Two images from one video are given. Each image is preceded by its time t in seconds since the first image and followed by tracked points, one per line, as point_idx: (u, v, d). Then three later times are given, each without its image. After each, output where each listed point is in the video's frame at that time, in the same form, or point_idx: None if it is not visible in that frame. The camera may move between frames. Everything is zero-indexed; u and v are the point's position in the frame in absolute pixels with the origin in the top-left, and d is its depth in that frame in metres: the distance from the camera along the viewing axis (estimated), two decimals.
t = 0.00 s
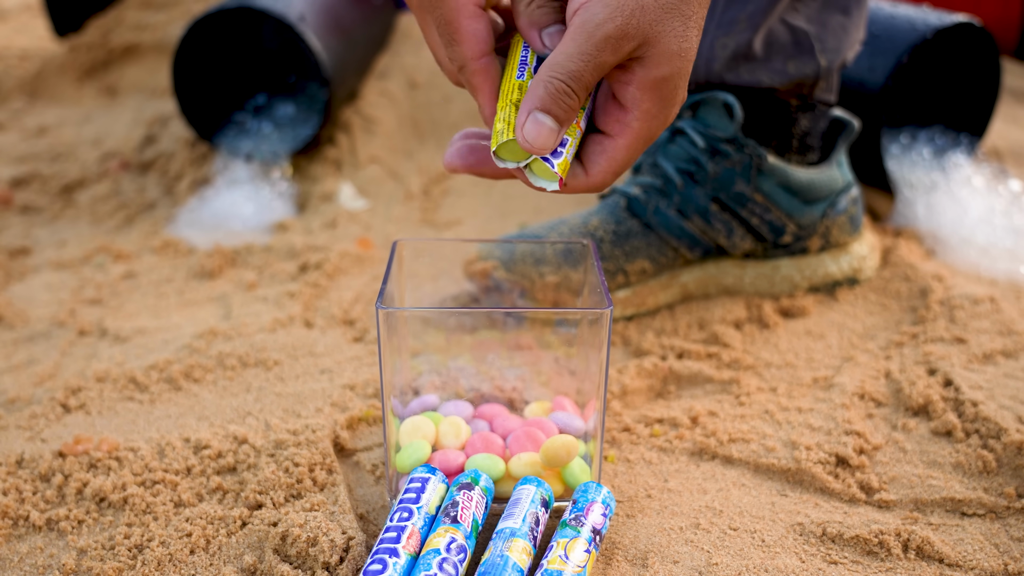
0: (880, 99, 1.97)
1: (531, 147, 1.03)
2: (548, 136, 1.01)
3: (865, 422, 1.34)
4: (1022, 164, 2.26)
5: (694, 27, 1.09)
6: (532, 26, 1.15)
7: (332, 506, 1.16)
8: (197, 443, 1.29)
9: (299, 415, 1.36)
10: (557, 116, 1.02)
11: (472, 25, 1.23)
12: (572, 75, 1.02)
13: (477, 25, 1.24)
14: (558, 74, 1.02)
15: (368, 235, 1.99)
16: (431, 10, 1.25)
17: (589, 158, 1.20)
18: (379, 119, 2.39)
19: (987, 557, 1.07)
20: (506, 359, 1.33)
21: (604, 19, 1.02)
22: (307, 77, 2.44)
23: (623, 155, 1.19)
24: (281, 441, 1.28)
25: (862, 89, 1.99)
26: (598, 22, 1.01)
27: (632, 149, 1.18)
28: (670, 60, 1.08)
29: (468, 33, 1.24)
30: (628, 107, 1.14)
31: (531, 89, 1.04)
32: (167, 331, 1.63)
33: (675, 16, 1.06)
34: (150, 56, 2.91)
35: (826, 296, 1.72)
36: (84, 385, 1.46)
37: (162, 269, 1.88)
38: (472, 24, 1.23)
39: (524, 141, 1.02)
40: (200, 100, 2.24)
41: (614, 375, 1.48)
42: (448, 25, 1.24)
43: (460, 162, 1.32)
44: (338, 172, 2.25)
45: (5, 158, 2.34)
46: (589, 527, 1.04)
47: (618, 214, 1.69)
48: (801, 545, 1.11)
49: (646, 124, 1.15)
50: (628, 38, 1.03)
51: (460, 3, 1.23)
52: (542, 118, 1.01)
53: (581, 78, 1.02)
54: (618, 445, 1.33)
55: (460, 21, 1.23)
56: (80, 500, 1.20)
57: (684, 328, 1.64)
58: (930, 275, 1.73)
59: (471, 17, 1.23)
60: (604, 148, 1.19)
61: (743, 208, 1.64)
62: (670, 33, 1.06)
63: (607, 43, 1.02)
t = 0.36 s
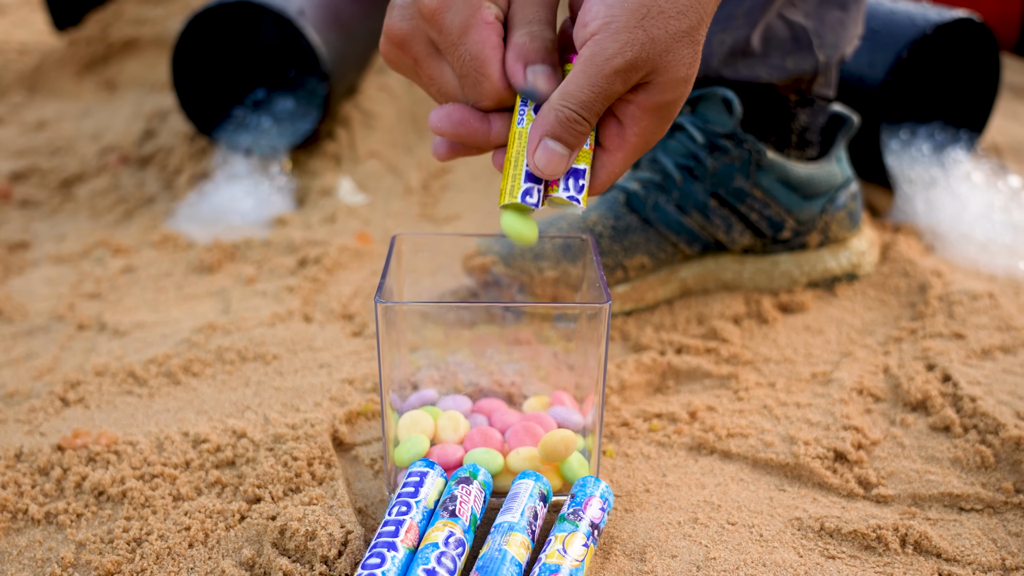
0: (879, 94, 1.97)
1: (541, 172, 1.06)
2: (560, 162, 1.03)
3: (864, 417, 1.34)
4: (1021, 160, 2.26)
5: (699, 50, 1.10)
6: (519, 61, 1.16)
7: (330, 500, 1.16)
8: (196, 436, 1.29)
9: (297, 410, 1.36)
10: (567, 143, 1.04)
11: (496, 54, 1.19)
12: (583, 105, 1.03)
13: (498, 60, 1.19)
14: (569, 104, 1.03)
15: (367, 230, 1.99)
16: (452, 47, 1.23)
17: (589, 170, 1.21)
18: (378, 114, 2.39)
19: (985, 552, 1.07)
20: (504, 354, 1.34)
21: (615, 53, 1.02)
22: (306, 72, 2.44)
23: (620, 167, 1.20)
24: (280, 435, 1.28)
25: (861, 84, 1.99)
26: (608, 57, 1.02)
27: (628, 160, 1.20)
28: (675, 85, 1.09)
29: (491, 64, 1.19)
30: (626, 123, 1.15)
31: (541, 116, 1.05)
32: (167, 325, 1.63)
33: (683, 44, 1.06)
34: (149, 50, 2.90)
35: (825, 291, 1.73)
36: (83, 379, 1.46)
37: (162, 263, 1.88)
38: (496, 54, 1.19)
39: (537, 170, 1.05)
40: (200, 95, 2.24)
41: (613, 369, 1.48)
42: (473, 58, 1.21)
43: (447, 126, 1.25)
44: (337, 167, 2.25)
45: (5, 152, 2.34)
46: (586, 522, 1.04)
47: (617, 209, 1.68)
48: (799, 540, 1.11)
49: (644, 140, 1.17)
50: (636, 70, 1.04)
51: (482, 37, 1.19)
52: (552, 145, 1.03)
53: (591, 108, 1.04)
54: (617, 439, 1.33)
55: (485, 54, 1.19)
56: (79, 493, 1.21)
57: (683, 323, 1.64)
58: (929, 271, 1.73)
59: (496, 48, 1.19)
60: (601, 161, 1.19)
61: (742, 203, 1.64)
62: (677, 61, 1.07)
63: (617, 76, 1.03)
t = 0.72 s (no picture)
0: (879, 90, 1.97)
1: (547, 209, 1.08)
2: (563, 199, 1.06)
3: (862, 413, 1.34)
4: (1020, 157, 2.26)
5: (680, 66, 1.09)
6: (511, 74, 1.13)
7: (330, 495, 1.16)
8: (196, 431, 1.29)
9: (297, 405, 1.36)
10: (565, 176, 1.06)
11: (485, 76, 1.20)
12: (572, 139, 1.04)
13: (488, 77, 1.20)
14: (558, 139, 1.04)
15: (367, 225, 1.99)
16: (442, 68, 1.23)
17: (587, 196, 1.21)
18: (378, 109, 2.39)
19: (983, 548, 1.08)
20: (504, 348, 1.34)
21: (593, 83, 1.03)
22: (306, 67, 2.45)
23: (616, 192, 1.20)
24: (279, 430, 1.28)
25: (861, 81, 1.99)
26: (587, 87, 1.03)
27: (623, 186, 1.20)
28: (660, 106, 1.09)
29: (482, 86, 1.20)
30: (616, 148, 1.15)
31: (537, 154, 1.06)
32: (166, 320, 1.63)
33: (660, 62, 1.06)
34: (149, 45, 2.90)
35: (824, 288, 1.73)
36: (83, 374, 1.47)
37: (161, 259, 1.88)
38: (485, 75, 1.20)
39: (543, 207, 1.07)
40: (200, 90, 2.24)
41: (613, 365, 1.49)
42: (462, 80, 1.21)
43: (439, 180, 1.32)
44: (337, 162, 2.25)
45: (4, 147, 2.34)
46: (585, 517, 1.04)
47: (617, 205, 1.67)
48: (797, 536, 1.11)
49: (637, 163, 1.16)
50: (617, 96, 1.05)
51: (470, 58, 1.19)
52: (554, 183, 1.06)
53: (580, 140, 1.05)
54: (616, 435, 1.33)
55: (475, 76, 1.20)
56: (79, 488, 1.21)
57: (682, 319, 1.64)
58: (928, 267, 1.73)
59: (485, 67, 1.19)
60: (597, 187, 1.20)
61: (741, 199, 1.64)
62: (657, 80, 1.06)
63: (599, 105, 1.04)
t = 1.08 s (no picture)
0: (878, 87, 1.98)
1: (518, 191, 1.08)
2: (534, 179, 1.06)
3: (862, 410, 1.34)
4: (1019, 154, 2.26)
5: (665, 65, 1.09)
6: None
7: (329, 492, 1.17)
8: (196, 429, 1.29)
9: (296, 402, 1.36)
10: (540, 159, 1.07)
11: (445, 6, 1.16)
12: (549, 119, 1.05)
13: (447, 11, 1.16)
14: (537, 118, 1.05)
15: (366, 222, 1.99)
16: None
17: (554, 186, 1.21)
18: (377, 106, 2.39)
19: (981, 545, 1.08)
20: (503, 346, 1.33)
21: (577, 63, 1.04)
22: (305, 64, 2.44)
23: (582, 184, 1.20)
24: (279, 427, 1.28)
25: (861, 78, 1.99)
26: (571, 66, 1.03)
27: (583, 180, 1.19)
28: (638, 99, 1.09)
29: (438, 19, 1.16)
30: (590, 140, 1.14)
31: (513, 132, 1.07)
32: (166, 317, 1.63)
33: (642, 56, 1.06)
34: (148, 42, 2.90)
35: (824, 285, 1.73)
36: (83, 371, 1.47)
37: (161, 256, 1.88)
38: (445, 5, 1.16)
39: (514, 187, 1.07)
40: (199, 87, 2.24)
41: (612, 362, 1.49)
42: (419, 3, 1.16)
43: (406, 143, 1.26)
44: (336, 159, 2.25)
45: (3, 144, 2.34)
46: (585, 514, 1.05)
47: (616, 203, 1.68)
48: (796, 533, 1.11)
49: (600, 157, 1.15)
50: (598, 81, 1.05)
51: None
52: (525, 163, 1.05)
53: (557, 121, 1.05)
54: (615, 432, 1.34)
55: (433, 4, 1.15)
56: (79, 485, 1.21)
57: (681, 316, 1.64)
58: (927, 264, 1.73)
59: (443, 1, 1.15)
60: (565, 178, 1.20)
61: (740, 196, 1.64)
62: (636, 73, 1.06)
63: (580, 86, 1.05)
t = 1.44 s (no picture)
0: (878, 85, 1.97)
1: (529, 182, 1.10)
2: (546, 173, 1.08)
3: (861, 408, 1.34)
4: (1019, 152, 2.27)
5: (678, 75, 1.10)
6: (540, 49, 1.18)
7: (329, 488, 1.17)
8: (195, 424, 1.30)
9: (296, 398, 1.36)
10: (553, 156, 1.09)
11: (498, 62, 1.16)
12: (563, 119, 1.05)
13: (499, 67, 1.16)
14: (553, 117, 1.05)
15: (366, 219, 1.99)
16: (452, 45, 1.16)
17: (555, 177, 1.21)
18: (377, 103, 2.40)
19: (980, 542, 1.08)
20: (502, 341, 1.32)
21: (599, 65, 1.03)
22: (304, 61, 2.44)
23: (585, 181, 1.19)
24: (279, 423, 1.29)
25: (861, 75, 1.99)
26: (593, 69, 1.03)
27: (589, 176, 1.18)
28: (649, 105, 1.09)
29: (490, 70, 1.16)
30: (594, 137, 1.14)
31: (529, 124, 1.07)
32: (166, 313, 1.63)
33: (660, 64, 1.06)
34: (148, 38, 2.90)
35: (823, 282, 1.73)
36: (82, 366, 1.47)
37: (161, 252, 1.88)
38: (498, 61, 1.16)
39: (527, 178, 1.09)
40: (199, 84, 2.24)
41: (612, 359, 1.49)
42: (473, 60, 1.16)
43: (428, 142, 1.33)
44: (336, 156, 2.25)
45: (3, 140, 2.34)
46: (585, 510, 1.05)
47: (617, 200, 1.68)
48: (794, 530, 1.11)
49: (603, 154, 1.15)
50: (616, 85, 1.05)
51: (488, 40, 1.14)
52: (540, 158, 1.07)
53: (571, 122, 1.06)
54: (615, 428, 1.34)
55: (487, 61, 1.15)
56: (78, 480, 1.21)
57: (681, 313, 1.64)
58: (926, 262, 1.74)
59: (497, 55, 1.16)
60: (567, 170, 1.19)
61: (741, 194, 1.64)
62: (652, 81, 1.07)
63: (597, 89, 1.04)
